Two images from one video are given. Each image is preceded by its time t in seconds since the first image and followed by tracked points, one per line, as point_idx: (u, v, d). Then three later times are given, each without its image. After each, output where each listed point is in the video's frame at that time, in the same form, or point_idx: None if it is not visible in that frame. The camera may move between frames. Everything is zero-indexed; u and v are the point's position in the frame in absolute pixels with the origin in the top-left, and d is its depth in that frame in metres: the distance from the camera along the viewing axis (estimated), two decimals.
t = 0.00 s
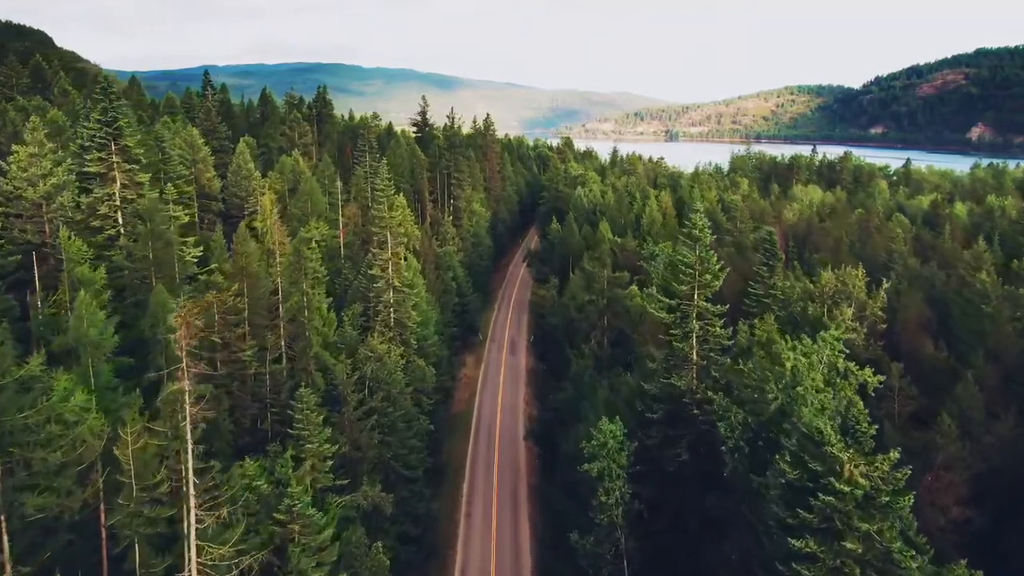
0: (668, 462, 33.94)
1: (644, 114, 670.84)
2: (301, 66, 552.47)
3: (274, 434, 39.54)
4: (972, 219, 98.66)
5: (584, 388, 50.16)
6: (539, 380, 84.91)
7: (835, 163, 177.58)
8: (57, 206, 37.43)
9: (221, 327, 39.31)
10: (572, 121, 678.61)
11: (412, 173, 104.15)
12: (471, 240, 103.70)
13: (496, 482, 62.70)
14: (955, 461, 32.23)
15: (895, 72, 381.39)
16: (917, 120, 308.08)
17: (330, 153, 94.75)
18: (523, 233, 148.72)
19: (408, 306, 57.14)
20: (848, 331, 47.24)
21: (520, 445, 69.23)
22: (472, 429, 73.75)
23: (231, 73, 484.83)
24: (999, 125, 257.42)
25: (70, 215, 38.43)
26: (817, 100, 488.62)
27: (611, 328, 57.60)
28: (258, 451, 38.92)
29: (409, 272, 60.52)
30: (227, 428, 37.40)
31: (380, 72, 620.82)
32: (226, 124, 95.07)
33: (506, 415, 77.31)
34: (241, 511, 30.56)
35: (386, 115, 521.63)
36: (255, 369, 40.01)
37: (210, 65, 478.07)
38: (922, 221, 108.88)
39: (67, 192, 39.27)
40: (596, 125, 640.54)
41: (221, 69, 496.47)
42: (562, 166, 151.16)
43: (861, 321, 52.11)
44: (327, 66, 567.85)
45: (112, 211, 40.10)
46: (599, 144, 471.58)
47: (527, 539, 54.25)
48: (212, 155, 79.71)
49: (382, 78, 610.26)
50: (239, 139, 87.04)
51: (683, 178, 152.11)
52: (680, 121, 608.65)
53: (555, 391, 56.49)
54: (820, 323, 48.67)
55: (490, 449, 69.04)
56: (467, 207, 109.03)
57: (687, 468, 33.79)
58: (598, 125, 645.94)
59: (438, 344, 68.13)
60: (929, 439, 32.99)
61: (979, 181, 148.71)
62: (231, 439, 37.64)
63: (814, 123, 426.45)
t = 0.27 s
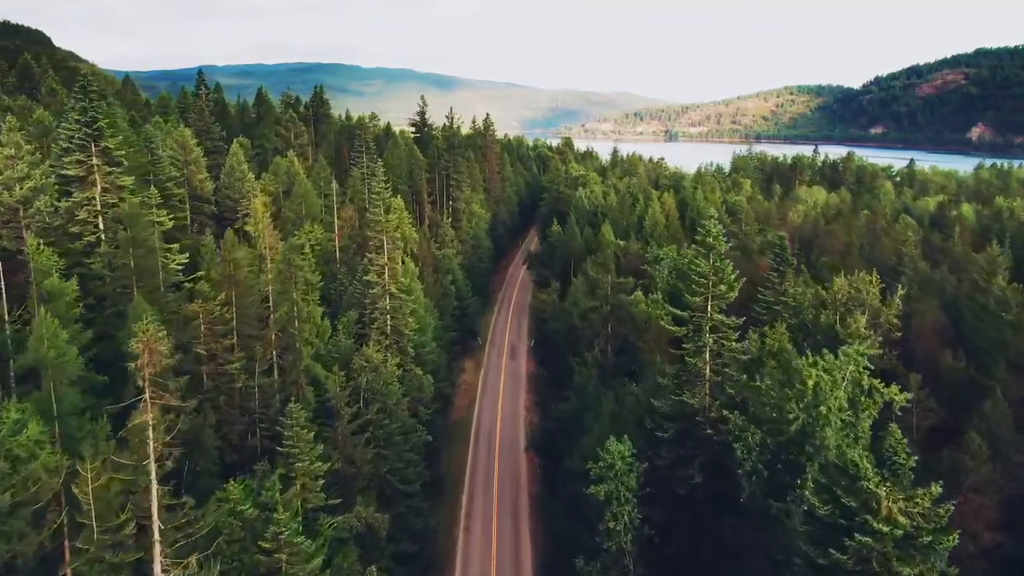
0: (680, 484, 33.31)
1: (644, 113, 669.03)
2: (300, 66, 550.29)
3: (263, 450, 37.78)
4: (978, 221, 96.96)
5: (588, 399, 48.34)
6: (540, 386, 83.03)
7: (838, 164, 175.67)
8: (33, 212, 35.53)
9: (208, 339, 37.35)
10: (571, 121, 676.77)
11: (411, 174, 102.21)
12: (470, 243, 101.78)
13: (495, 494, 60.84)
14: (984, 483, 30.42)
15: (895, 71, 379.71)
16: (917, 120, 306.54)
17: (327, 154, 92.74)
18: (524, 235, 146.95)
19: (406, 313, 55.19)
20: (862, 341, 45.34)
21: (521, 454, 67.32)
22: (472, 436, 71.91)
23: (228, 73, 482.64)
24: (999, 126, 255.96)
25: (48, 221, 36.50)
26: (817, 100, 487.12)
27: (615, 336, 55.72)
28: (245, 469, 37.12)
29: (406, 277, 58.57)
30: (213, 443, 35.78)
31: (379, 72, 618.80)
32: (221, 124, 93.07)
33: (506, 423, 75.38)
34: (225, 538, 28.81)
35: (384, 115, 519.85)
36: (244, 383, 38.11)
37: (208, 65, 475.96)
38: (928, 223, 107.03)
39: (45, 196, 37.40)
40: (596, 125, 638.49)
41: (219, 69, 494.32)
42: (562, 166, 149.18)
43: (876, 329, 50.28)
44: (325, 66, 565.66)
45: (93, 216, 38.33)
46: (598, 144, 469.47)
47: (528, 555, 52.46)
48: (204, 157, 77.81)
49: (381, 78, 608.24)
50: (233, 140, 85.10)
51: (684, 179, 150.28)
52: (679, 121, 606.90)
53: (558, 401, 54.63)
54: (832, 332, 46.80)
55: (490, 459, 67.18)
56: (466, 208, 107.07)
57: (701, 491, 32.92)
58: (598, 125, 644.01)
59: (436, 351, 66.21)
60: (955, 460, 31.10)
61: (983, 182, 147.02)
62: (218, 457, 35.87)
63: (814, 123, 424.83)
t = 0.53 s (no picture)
0: (696, 514, 31.23)
1: (643, 113, 667.26)
2: (298, 65, 547.62)
3: (249, 471, 35.51)
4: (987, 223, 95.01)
5: (593, 413, 46.02)
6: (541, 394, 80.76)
7: (841, 164, 173.32)
8: None
9: (188, 354, 35.06)
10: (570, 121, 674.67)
11: (409, 175, 99.77)
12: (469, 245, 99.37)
13: (496, 511, 58.80)
14: None
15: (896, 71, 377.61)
16: (917, 120, 305.10)
17: (321, 155, 90.29)
18: (523, 237, 144.57)
19: (402, 321, 52.81)
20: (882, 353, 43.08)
21: (522, 470, 65.24)
22: (471, 449, 69.77)
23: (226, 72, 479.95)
24: (999, 126, 254.62)
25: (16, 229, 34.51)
26: (816, 99, 485.70)
27: (620, 345, 53.39)
28: (231, 492, 35.05)
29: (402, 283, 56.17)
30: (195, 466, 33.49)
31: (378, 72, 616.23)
32: (213, 125, 90.68)
33: (507, 434, 73.17)
34: None
35: (383, 115, 517.58)
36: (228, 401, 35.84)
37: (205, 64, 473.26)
38: (937, 225, 104.66)
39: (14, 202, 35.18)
40: (595, 125, 636.32)
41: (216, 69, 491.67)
42: (562, 167, 146.93)
43: (894, 339, 47.95)
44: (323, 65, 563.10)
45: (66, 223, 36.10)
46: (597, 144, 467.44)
47: None
48: (195, 158, 75.47)
49: (380, 78, 605.65)
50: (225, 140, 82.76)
51: (685, 179, 148.24)
52: (678, 121, 605.14)
53: (561, 414, 52.33)
54: (850, 342, 44.50)
55: (490, 473, 65.14)
56: (465, 210, 104.72)
57: (719, 523, 30.80)
58: (598, 125, 641.72)
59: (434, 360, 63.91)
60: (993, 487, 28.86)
61: (988, 182, 145.21)
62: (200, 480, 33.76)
63: (813, 123, 423.19)
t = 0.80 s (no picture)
0: (716, 550, 29.03)
1: (642, 113, 665.03)
2: (296, 66, 546.13)
3: (232, 497, 33.14)
4: (997, 226, 92.96)
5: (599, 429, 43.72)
6: (543, 403, 78.46)
7: (844, 165, 171.03)
8: None
9: (167, 371, 32.72)
10: (570, 121, 672.47)
11: (406, 177, 97.31)
12: (468, 249, 97.05)
13: (496, 528, 56.51)
14: None
15: (895, 71, 375.60)
16: (916, 120, 303.14)
17: (316, 156, 87.95)
18: (523, 238, 142.19)
19: (398, 331, 50.36)
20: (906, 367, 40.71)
21: (523, 484, 62.92)
22: (471, 461, 67.38)
23: (223, 72, 477.51)
24: (1000, 126, 252.91)
25: None
26: (816, 100, 483.84)
27: (626, 356, 51.04)
28: (212, 519, 32.81)
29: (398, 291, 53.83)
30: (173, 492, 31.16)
31: (376, 72, 614.01)
32: (205, 125, 88.19)
33: (507, 445, 70.61)
34: None
35: (381, 116, 515.15)
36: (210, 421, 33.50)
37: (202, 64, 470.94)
38: (945, 228, 102.39)
39: None
40: (594, 125, 634.19)
41: (215, 69, 489.57)
42: (563, 168, 144.58)
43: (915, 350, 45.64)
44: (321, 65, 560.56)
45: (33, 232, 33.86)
46: (596, 145, 465.42)
47: None
48: (185, 158, 72.96)
49: (380, 79, 605.01)
50: (217, 142, 80.32)
51: (687, 180, 145.95)
52: (678, 121, 603.05)
53: (565, 429, 49.97)
54: (870, 355, 42.22)
55: (490, 487, 62.70)
56: (465, 213, 102.37)
57: (739, 562, 28.52)
58: (597, 125, 639.36)
59: (432, 369, 61.60)
60: None
61: (993, 183, 143.20)
62: (178, 508, 31.46)
63: (813, 123, 421.32)
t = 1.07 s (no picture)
0: None
1: (642, 113, 662.96)
2: (295, 66, 544.26)
3: (217, 521, 31.40)
4: (1006, 228, 91.01)
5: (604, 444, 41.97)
6: (544, 410, 76.65)
7: (848, 165, 168.95)
8: None
9: (147, 387, 30.85)
10: (569, 121, 670.51)
11: (404, 178, 95.33)
12: (467, 252, 95.21)
13: (496, 544, 54.58)
14: None
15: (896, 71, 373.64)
16: (915, 120, 301.09)
17: (312, 157, 86.08)
18: (523, 240, 140.34)
19: (395, 340, 48.39)
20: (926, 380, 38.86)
21: (524, 495, 61.15)
22: (469, 471, 65.62)
23: (221, 72, 475.61)
24: (1000, 126, 250.52)
25: None
26: (816, 100, 481.86)
27: (632, 365, 49.23)
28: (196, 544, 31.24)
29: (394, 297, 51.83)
30: (153, 517, 29.29)
31: (375, 72, 612.17)
32: (198, 125, 86.22)
33: (507, 455, 68.65)
34: None
35: (379, 116, 513.26)
36: (192, 440, 31.65)
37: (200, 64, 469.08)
38: (953, 230, 100.36)
39: None
40: (594, 125, 632.16)
41: (213, 69, 487.81)
42: (563, 168, 142.64)
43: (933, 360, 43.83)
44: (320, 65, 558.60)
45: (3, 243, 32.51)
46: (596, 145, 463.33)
47: None
48: (176, 160, 71.10)
49: (379, 79, 603.16)
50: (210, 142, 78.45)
51: (689, 181, 144.01)
52: (677, 121, 601.08)
53: (568, 441, 48.15)
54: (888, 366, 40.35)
55: (490, 500, 60.77)
56: (464, 214, 100.52)
57: None
58: (596, 125, 637.00)
59: (430, 377, 59.71)
60: None
61: (998, 183, 141.17)
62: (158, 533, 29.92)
63: (813, 123, 419.37)
